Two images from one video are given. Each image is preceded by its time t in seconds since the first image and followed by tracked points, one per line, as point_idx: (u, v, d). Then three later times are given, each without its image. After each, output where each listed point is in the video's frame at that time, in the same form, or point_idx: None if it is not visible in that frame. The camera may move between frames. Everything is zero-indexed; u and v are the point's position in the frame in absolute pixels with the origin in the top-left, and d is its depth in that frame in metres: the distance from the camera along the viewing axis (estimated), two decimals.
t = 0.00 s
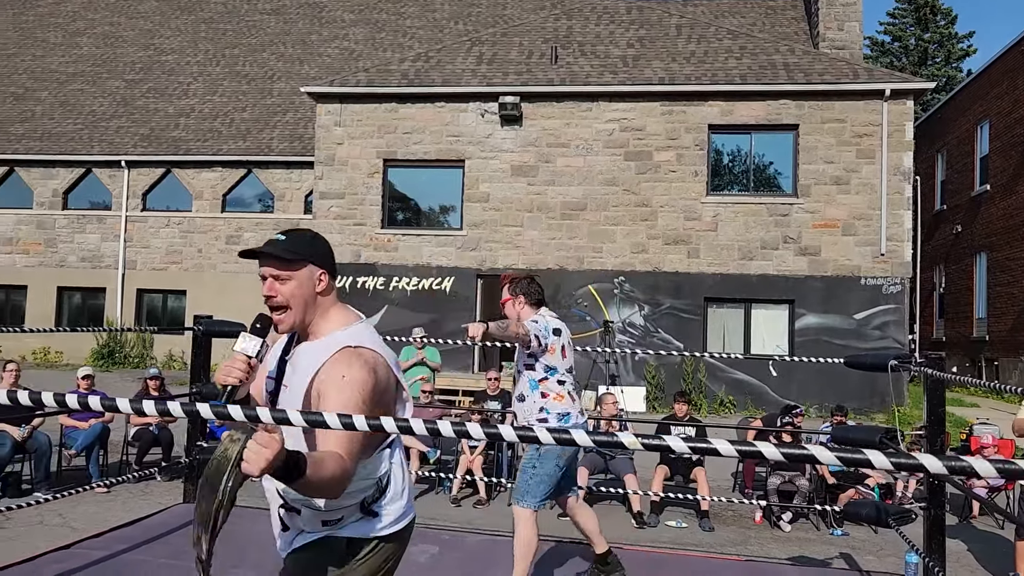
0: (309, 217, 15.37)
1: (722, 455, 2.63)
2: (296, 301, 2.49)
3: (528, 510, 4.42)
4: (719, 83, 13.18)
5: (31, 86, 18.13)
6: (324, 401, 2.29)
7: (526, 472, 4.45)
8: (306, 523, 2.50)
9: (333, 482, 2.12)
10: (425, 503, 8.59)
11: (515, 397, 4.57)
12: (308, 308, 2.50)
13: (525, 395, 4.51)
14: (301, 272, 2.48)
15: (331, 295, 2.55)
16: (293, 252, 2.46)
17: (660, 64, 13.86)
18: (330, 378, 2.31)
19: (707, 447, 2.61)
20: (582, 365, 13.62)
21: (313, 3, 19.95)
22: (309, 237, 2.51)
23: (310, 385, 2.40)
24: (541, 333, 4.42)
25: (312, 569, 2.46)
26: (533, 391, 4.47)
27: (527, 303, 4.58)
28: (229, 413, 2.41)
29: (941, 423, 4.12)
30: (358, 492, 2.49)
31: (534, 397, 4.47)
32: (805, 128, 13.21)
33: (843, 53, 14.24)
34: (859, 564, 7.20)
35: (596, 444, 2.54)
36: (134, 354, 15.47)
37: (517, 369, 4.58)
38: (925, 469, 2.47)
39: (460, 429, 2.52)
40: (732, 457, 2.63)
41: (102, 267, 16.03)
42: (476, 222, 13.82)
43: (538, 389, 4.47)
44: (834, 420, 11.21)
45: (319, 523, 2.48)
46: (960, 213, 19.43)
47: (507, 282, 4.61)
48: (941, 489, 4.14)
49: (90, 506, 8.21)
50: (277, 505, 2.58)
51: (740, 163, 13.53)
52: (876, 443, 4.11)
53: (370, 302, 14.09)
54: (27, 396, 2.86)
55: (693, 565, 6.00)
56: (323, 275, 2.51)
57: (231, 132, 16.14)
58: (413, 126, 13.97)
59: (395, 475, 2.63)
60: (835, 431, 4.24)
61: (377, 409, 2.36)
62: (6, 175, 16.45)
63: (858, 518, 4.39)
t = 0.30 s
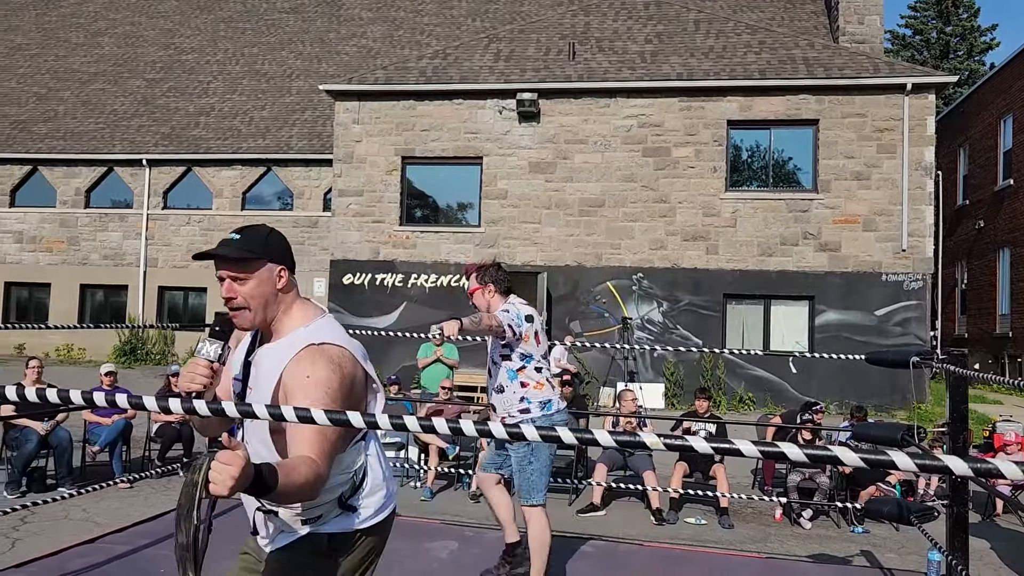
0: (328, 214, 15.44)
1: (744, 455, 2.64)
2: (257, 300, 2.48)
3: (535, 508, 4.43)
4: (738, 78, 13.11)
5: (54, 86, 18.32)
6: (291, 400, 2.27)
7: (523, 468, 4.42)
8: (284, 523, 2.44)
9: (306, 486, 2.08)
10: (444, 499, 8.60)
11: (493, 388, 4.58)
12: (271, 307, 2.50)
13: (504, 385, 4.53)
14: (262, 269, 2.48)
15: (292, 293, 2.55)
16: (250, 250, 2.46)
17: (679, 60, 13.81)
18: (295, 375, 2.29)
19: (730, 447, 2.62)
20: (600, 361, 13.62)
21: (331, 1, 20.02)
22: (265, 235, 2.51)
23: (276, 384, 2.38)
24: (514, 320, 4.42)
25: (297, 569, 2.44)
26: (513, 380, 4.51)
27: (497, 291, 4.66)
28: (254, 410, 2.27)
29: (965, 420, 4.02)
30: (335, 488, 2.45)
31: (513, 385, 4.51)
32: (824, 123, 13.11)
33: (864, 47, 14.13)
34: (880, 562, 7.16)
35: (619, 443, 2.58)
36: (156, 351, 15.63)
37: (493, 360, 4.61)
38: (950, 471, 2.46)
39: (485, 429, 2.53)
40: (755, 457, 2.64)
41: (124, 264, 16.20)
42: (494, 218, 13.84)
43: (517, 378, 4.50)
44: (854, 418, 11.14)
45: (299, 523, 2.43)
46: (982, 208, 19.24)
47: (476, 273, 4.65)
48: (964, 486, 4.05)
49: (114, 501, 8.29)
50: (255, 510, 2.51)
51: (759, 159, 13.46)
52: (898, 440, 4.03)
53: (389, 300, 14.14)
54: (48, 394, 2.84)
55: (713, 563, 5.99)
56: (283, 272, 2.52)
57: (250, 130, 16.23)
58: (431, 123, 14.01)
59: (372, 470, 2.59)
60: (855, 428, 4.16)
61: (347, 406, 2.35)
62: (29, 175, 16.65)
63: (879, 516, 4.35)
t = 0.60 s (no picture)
0: (346, 212, 15.48)
1: (766, 452, 2.62)
2: (224, 293, 2.40)
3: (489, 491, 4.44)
4: (757, 74, 13.01)
5: (75, 86, 18.49)
6: (264, 393, 2.20)
7: (491, 469, 4.37)
8: (263, 517, 2.36)
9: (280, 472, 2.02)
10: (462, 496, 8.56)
11: (457, 384, 4.48)
12: (238, 301, 2.42)
13: (471, 382, 4.43)
14: (226, 262, 2.39)
15: (260, 285, 2.46)
16: (210, 241, 2.38)
17: (697, 56, 13.74)
18: (269, 365, 2.22)
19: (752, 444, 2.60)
20: (618, 359, 13.60)
21: None
22: (230, 228, 2.43)
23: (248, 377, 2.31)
24: (489, 319, 4.24)
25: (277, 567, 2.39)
26: (481, 377, 4.42)
27: (479, 285, 4.48)
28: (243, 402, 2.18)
29: (989, 418, 3.87)
30: (315, 481, 2.39)
31: (481, 384, 4.42)
32: (845, 119, 13.00)
33: (885, 43, 14.01)
34: (902, 561, 7.11)
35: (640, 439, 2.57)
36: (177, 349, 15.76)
37: (462, 355, 4.48)
38: (976, 468, 2.40)
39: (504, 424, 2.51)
40: (776, 454, 2.61)
41: (145, 262, 16.33)
42: (511, 216, 13.83)
43: (485, 376, 4.42)
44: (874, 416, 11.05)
45: (278, 517, 2.35)
46: (1005, 205, 19.04)
47: (455, 265, 4.43)
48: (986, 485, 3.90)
49: (135, 497, 8.35)
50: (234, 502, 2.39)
51: (778, 155, 13.35)
52: (919, 439, 3.90)
53: (407, 297, 14.17)
54: (66, 389, 2.75)
55: (733, 562, 5.96)
56: (242, 265, 2.41)
57: (269, 128, 16.30)
58: (448, 121, 14.02)
59: (349, 463, 2.56)
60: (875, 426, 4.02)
61: (324, 394, 2.30)
62: (51, 174, 16.80)
63: (901, 515, 4.28)
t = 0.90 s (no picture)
0: (362, 212, 15.52)
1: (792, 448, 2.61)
2: (191, 273, 2.47)
3: (425, 482, 4.38)
4: (775, 72, 12.92)
5: (94, 87, 18.64)
6: (206, 370, 2.25)
7: (432, 453, 4.34)
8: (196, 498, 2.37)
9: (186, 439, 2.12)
10: (478, 496, 8.55)
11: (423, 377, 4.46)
12: (205, 281, 2.47)
13: (437, 375, 4.41)
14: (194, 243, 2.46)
15: (230, 268, 2.49)
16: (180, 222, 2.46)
17: (714, 54, 13.68)
18: (209, 342, 2.26)
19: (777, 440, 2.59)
20: (635, 358, 13.57)
21: None
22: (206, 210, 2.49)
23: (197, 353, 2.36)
24: (456, 311, 4.26)
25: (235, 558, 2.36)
26: (445, 371, 4.39)
27: (445, 278, 4.49)
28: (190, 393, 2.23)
29: (1010, 418, 3.81)
30: (249, 469, 2.36)
31: (446, 376, 4.39)
32: (863, 116, 12.90)
33: (903, 39, 13.89)
34: (922, 563, 7.03)
35: (665, 435, 2.57)
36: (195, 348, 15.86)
37: (428, 348, 4.47)
38: (1006, 464, 2.35)
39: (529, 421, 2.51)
40: (802, 450, 2.60)
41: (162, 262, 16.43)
42: (527, 215, 13.82)
43: (450, 369, 4.39)
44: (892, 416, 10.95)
45: (209, 499, 2.35)
46: None
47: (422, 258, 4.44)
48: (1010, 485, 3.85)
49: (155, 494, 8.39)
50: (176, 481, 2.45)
51: (795, 153, 13.26)
52: (940, 438, 3.84)
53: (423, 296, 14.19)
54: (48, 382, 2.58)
55: (752, 563, 5.91)
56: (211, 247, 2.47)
57: (285, 128, 16.38)
58: (464, 121, 14.02)
59: (298, 461, 2.49)
60: (894, 426, 3.97)
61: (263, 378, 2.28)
62: (70, 174, 16.94)
63: (923, 515, 4.21)
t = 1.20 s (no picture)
0: (375, 211, 15.56)
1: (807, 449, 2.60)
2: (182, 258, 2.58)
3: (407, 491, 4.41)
4: (789, 69, 12.87)
5: (110, 87, 18.77)
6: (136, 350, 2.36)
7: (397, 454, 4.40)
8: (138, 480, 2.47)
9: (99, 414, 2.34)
10: (490, 494, 8.57)
11: (383, 370, 4.47)
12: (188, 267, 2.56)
13: (395, 370, 4.43)
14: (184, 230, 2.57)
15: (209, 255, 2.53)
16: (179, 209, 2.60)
17: (727, 52, 13.64)
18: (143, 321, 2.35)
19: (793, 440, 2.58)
20: (647, 357, 13.57)
21: None
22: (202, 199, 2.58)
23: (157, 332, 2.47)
24: (421, 310, 4.26)
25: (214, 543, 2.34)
26: (404, 367, 4.41)
27: (414, 275, 4.50)
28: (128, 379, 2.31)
29: None
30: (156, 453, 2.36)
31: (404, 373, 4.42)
32: (877, 114, 12.83)
33: (918, 36, 13.81)
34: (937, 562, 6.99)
35: (681, 435, 2.56)
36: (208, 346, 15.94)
37: (389, 343, 4.48)
38: None
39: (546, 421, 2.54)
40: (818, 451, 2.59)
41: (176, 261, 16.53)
42: (539, 214, 13.82)
43: (409, 366, 4.41)
44: (906, 416, 10.88)
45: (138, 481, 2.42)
46: None
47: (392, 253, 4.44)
48: None
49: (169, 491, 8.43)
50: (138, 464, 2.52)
51: (809, 151, 13.21)
52: (955, 437, 3.80)
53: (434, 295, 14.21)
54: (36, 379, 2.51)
55: (764, 562, 5.89)
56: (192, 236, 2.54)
57: (298, 128, 16.44)
58: (476, 120, 14.04)
59: (215, 449, 2.37)
60: (911, 425, 3.93)
61: (169, 363, 2.28)
62: (86, 174, 17.08)
63: (937, 515, 4.18)
